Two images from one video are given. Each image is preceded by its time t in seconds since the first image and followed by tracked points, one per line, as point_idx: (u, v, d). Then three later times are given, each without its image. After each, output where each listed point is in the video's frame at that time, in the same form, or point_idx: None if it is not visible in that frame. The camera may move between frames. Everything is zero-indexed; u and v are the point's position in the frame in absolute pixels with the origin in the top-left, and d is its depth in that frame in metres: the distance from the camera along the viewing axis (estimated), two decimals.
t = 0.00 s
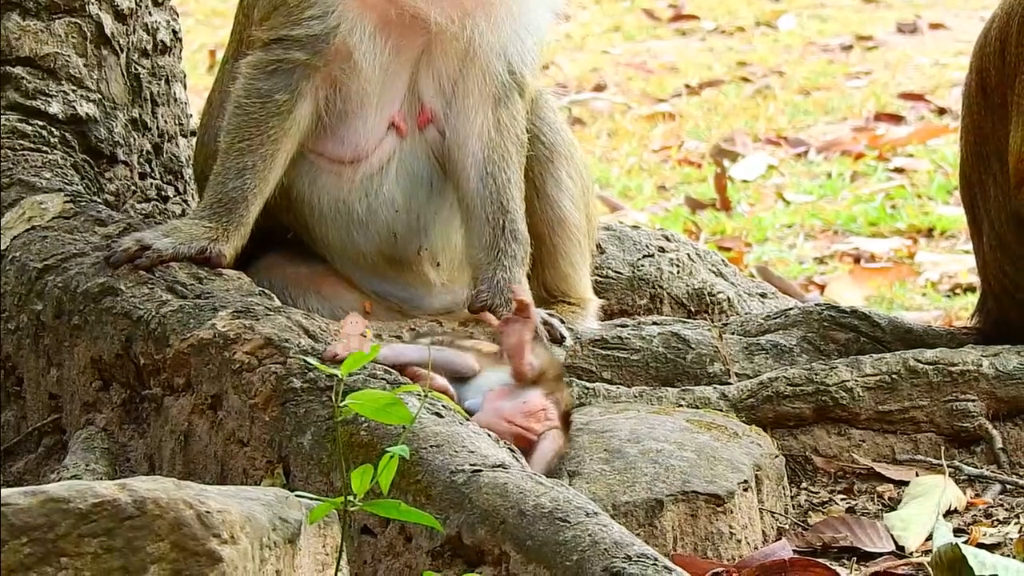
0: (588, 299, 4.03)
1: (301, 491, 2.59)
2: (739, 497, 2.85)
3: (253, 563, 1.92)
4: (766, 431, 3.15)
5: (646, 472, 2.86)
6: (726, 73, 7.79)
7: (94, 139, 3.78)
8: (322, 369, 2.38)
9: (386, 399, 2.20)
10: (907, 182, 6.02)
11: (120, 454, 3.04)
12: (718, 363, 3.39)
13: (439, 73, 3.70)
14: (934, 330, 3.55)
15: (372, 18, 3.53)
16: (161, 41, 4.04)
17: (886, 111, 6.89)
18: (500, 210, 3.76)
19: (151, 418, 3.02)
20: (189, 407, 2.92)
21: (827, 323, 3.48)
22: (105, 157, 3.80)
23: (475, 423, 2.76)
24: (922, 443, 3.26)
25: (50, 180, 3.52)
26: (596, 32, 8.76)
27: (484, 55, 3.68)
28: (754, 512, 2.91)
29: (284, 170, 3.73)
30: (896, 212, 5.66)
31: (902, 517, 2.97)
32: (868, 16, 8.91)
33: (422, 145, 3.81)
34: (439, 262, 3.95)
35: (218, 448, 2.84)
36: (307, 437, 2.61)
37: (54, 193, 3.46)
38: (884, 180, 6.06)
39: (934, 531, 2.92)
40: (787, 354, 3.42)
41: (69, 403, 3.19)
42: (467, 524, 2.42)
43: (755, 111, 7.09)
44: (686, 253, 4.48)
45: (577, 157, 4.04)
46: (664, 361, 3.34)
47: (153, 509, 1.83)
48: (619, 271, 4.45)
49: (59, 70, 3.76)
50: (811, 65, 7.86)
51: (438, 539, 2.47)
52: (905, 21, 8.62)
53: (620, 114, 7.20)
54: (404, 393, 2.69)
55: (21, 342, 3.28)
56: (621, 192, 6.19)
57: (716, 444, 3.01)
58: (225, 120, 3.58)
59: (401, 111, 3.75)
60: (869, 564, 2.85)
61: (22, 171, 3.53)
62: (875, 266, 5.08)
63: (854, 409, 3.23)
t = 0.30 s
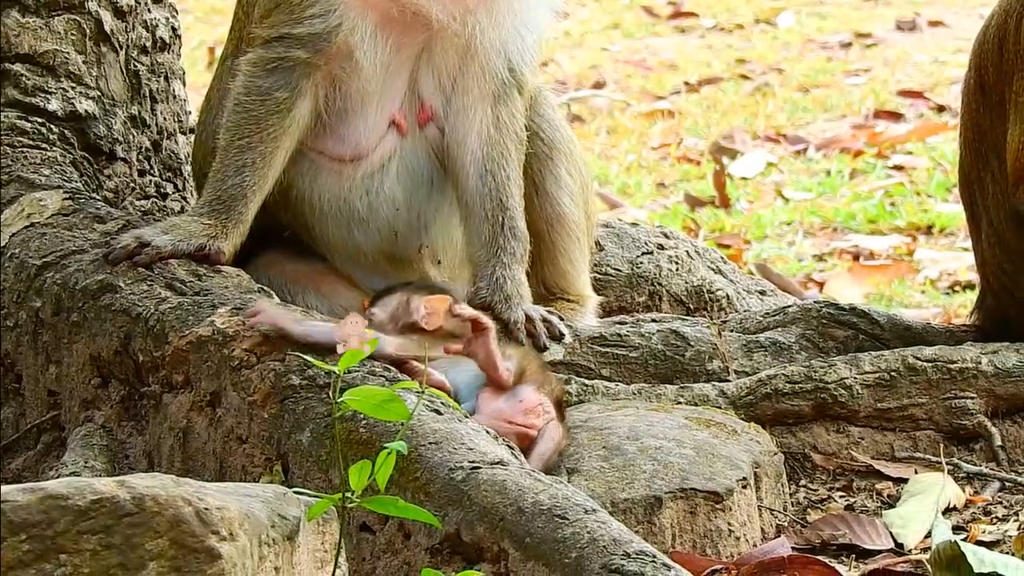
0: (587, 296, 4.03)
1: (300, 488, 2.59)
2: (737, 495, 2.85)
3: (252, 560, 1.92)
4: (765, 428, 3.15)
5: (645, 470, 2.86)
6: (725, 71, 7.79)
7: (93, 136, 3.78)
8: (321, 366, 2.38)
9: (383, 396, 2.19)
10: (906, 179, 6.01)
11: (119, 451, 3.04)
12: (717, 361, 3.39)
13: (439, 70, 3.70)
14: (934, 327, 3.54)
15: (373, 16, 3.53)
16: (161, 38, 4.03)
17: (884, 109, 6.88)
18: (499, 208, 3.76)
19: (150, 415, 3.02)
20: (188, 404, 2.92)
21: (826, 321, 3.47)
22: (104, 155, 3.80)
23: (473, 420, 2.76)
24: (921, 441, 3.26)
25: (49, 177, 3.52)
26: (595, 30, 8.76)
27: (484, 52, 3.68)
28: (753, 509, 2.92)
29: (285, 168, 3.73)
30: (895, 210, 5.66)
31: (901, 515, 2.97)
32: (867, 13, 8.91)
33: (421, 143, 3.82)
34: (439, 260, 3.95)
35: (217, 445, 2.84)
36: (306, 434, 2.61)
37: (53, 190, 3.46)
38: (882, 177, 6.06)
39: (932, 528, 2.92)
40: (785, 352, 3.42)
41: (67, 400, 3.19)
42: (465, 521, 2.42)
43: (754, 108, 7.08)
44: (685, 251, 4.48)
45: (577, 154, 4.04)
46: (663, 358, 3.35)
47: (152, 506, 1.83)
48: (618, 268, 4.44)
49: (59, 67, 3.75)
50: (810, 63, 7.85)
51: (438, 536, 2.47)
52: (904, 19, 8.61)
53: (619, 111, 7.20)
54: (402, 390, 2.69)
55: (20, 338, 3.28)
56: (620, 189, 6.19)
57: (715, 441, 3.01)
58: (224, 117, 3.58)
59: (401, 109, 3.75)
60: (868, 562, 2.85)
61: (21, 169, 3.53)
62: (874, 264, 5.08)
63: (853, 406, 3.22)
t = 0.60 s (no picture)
0: (587, 294, 4.04)
1: (299, 484, 2.60)
2: (737, 492, 2.85)
3: (252, 556, 1.91)
4: (765, 425, 3.15)
5: (644, 467, 2.86)
6: (727, 68, 7.78)
7: (94, 132, 3.78)
8: (320, 363, 2.37)
9: (383, 392, 2.19)
10: (907, 177, 6.01)
11: (119, 447, 3.05)
12: (717, 358, 3.39)
13: (442, 67, 3.70)
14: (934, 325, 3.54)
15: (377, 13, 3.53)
16: (161, 34, 4.04)
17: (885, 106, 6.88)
18: (498, 206, 3.75)
19: (150, 411, 3.02)
20: (188, 400, 2.92)
21: (826, 318, 3.47)
22: (105, 151, 3.79)
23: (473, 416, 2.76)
24: (921, 439, 3.26)
25: (49, 172, 3.52)
26: (596, 27, 8.76)
27: (488, 49, 3.68)
28: (753, 506, 2.92)
29: (286, 164, 3.74)
30: (896, 207, 5.66)
31: (900, 512, 2.97)
32: (868, 11, 8.90)
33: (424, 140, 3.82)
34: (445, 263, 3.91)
35: (217, 441, 2.84)
36: (306, 431, 2.61)
37: (54, 186, 3.46)
38: (883, 174, 6.06)
39: (932, 526, 2.92)
40: (786, 349, 3.42)
41: (68, 396, 3.19)
42: (465, 518, 2.42)
43: (755, 106, 7.08)
44: (685, 248, 4.47)
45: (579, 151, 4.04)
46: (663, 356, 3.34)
47: (152, 502, 1.84)
48: (619, 265, 4.44)
49: (59, 63, 3.75)
50: (812, 60, 7.85)
51: (437, 532, 2.47)
52: (905, 16, 8.61)
53: (620, 108, 7.19)
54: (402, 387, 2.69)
55: (21, 334, 3.28)
56: (622, 186, 6.19)
57: (715, 439, 3.01)
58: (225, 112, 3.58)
59: (403, 106, 3.75)
60: (868, 559, 2.85)
61: (22, 164, 3.53)
62: (875, 261, 5.08)
63: (854, 403, 3.22)
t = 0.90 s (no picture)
0: (592, 290, 4.03)
1: (301, 481, 2.59)
2: (739, 489, 2.85)
3: (253, 553, 1.91)
4: (768, 422, 3.14)
5: (647, 464, 2.86)
6: (729, 64, 7.78)
7: (97, 128, 3.79)
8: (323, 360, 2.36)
9: (387, 389, 2.20)
10: (910, 173, 6.01)
11: (122, 443, 3.05)
12: (719, 355, 3.39)
13: (447, 63, 3.70)
14: (936, 321, 3.54)
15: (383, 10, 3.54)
16: (165, 30, 4.02)
17: (887, 104, 6.88)
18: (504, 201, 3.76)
19: (153, 408, 3.02)
20: (191, 397, 2.92)
21: (828, 315, 3.47)
22: (108, 147, 3.80)
23: (475, 413, 2.76)
24: (924, 435, 3.26)
25: (52, 169, 3.53)
26: (598, 23, 8.76)
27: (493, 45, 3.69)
28: (755, 504, 2.91)
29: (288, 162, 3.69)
30: (899, 204, 5.66)
31: (903, 509, 2.97)
32: (871, 7, 8.90)
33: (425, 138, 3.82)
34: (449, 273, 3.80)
35: (220, 437, 2.84)
36: (308, 427, 2.61)
37: (57, 182, 3.46)
38: (885, 171, 6.05)
39: (935, 523, 2.92)
40: (789, 346, 3.41)
41: (70, 392, 3.19)
42: (467, 515, 2.42)
43: (757, 102, 7.07)
44: (687, 244, 4.45)
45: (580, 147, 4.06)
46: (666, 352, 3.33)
47: (155, 499, 1.83)
48: (620, 262, 4.47)
49: (62, 59, 3.75)
50: (814, 57, 7.85)
51: (439, 529, 2.47)
52: (908, 13, 8.60)
53: (623, 104, 7.20)
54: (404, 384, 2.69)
55: (23, 330, 3.28)
56: (624, 182, 6.20)
57: (718, 436, 3.01)
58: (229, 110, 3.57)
59: (408, 103, 3.74)
60: (871, 556, 2.85)
61: (25, 160, 3.54)
62: (878, 258, 5.08)
63: (856, 401, 3.22)
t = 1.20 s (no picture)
0: (598, 286, 4.01)
1: (307, 476, 2.59)
2: (745, 484, 2.85)
3: (259, 548, 1.92)
4: (773, 418, 3.14)
5: (652, 459, 2.86)
6: (735, 60, 7.78)
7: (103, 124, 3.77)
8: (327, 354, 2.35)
9: (392, 383, 2.19)
10: (915, 169, 6.00)
11: (127, 438, 3.06)
12: (725, 350, 3.39)
13: (453, 59, 3.73)
14: (942, 317, 3.55)
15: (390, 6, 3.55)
16: (171, 26, 3.98)
17: (893, 99, 6.88)
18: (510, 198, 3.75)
19: (158, 403, 3.02)
20: (196, 392, 2.92)
21: (833, 311, 3.47)
22: (114, 142, 3.78)
23: (480, 408, 2.76)
24: (929, 431, 3.26)
25: (58, 164, 3.53)
26: (604, 19, 8.77)
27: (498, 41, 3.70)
28: (760, 499, 2.91)
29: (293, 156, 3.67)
30: (904, 199, 5.65)
31: (908, 505, 2.97)
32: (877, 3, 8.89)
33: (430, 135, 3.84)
34: (444, 248, 3.66)
35: (225, 432, 2.85)
36: (313, 422, 2.61)
37: (63, 177, 3.46)
38: (890, 167, 6.05)
39: (940, 518, 2.92)
40: (794, 341, 3.42)
41: (75, 387, 3.20)
42: (473, 510, 2.42)
43: (763, 98, 7.07)
44: (693, 240, 4.48)
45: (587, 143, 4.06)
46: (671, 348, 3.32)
47: (160, 494, 1.83)
48: (626, 258, 4.42)
49: (68, 54, 3.79)
50: (820, 53, 7.84)
51: (445, 523, 2.47)
52: (914, 9, 8.59)
53: (627, 100, 7.21)
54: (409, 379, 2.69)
55: (28, 326, 3.28)
56: (629, 178, 6.21)
57: (723, 431, 3.00)
58: (234, 105, 3.57)
59: (413, 98, 3.77)
60: (876, 552, 2.87)
61: (30, 155, 3.55)
62: (883, 254, 5.08)
63: (861, 396, 3.22)
